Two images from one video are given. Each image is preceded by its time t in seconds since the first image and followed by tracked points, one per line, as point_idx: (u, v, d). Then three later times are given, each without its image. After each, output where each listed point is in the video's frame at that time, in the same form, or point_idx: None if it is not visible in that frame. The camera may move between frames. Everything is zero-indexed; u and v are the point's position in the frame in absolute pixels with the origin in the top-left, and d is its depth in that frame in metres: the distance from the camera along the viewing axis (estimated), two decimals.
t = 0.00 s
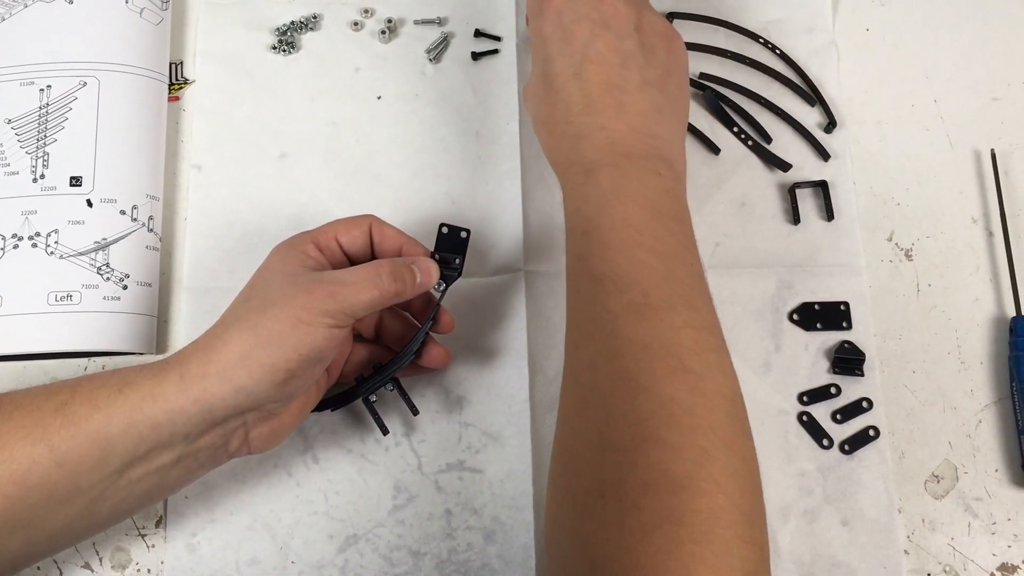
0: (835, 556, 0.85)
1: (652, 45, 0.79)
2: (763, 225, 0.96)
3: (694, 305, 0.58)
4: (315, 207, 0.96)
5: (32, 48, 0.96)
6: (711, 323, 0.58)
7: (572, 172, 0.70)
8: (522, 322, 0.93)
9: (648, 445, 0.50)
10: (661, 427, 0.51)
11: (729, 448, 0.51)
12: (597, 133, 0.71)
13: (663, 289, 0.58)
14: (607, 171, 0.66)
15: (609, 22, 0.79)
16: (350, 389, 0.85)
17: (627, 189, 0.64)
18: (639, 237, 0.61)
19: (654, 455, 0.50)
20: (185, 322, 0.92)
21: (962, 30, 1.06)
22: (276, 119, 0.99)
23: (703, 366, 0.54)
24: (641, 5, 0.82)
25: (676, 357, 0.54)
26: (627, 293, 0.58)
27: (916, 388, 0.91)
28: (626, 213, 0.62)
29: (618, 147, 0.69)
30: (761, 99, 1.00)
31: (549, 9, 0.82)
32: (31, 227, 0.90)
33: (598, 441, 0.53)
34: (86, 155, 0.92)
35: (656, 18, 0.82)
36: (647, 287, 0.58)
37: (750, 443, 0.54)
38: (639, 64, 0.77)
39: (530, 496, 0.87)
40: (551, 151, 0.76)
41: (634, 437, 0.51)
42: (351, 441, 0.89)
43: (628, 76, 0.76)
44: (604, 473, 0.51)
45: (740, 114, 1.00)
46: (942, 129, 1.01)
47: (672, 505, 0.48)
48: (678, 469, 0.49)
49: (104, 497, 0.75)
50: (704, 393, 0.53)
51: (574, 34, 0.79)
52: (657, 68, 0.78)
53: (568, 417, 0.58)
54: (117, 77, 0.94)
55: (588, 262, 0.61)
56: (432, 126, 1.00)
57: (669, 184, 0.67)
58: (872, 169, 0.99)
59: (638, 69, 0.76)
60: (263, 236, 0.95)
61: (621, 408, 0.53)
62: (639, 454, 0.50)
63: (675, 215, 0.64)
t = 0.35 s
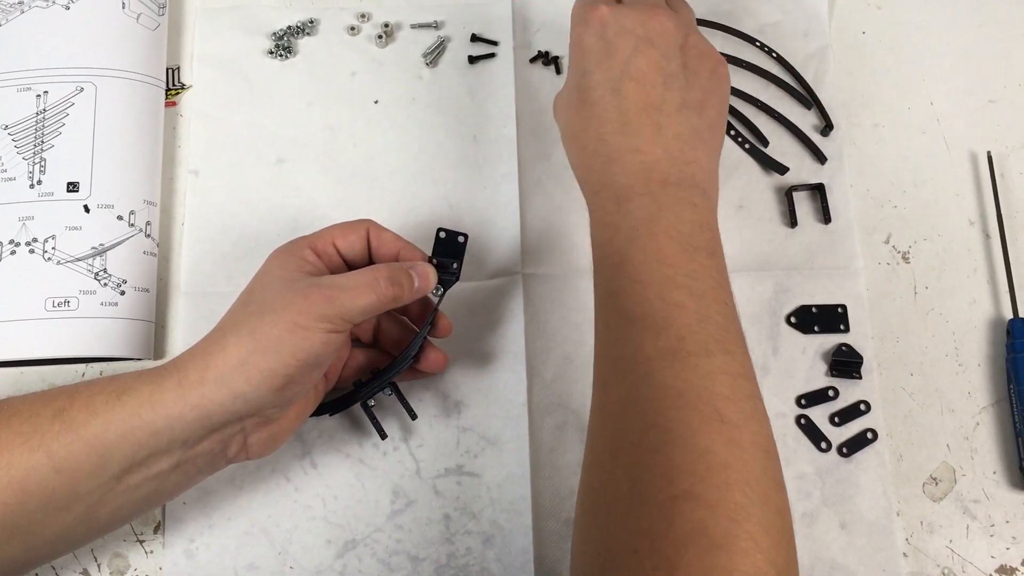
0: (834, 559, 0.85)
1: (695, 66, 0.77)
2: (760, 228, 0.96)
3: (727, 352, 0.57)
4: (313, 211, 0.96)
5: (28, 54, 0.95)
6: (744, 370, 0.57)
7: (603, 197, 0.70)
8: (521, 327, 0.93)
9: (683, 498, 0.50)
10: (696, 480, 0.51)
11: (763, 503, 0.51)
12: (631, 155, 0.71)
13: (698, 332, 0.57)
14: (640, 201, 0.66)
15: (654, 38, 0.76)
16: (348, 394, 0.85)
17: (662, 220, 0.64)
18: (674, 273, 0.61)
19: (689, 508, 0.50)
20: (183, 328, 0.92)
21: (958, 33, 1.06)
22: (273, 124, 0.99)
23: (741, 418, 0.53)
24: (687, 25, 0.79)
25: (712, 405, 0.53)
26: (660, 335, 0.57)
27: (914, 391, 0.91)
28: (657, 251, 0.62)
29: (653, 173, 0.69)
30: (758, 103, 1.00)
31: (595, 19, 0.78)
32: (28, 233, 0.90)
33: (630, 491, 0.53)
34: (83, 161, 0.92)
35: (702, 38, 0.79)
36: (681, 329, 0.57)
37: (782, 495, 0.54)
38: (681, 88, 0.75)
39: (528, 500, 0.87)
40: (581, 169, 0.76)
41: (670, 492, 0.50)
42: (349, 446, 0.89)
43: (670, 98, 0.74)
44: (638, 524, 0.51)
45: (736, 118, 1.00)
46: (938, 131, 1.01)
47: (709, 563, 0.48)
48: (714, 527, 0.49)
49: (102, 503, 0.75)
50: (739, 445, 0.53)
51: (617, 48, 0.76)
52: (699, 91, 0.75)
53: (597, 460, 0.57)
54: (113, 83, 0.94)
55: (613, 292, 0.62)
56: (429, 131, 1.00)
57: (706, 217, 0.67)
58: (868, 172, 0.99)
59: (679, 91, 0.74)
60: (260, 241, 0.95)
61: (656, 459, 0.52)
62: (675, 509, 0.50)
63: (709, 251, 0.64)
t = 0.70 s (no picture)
0: (841, 560, 0.84)
1: (656, 51, 0.77)
2: (765, 228, 0.96)
3: (701, 317, 0.57)
4: (316, 212, 0.96)
5: (30, 55, 0.95)
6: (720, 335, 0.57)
7: (575, 183, 0.70)
8: (525, 327, 0.93)
9: (659, 459, 0.50)
10: (671, 440, 0.51)
11: (739, 460, 0.51)
12: (598, 141, 0.71)
13: (668, 300, 0.58)
14: (609, 180, 0.67)
15: (612, 28, 0.77)
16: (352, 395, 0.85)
17: (631, 197, 0.64)
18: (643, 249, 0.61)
19: (666, 468, 0.50)
20: (186, 330, 0.91)
21: (962, 32, 1.06)
22: (276, 125, 0.99)
23: (715, 380, 0.54)
24: (645, 13, 0.79)
25: (684, 367, 0.54)
26: (632, 305, 0.58)
27: (920, 391, 0.91)
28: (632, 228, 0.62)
29: (621, 156, 0.68)
30: (762, 102, 1.00)
31: (553, 15, 0.79)
32: (31, 235, 0.89)
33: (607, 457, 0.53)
34: (85, 162, 0.91)
35: (661, 24, 0.79)
36: (651, 298, 0.58)
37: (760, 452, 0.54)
38: (642, 73, 0.74)
39: (533, 502, 0.86)
40: (553, 159, 0.76)
41: (646, 454, 0.51)
42: (354, 448, 0.89)
43: (631, 83, 0.74)
44: (617, 486, 0.51)
45: (741, 117, 1.00)
46: (943, 131, 1.01)
47: (686, 520, 0.48)
48: (690, 485, 0.49)
49: (106, 505, 0.74)
50: (714, 404, 0.53)
51: (576, 40, 0.77)
52: (662, 75, 0.75)
53: (577, 431, 0.58)
54: (116, 84, 0.94)
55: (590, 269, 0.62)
56: (432, 131, 0.99)
57: (675, 193, 0.66)
58: (873, 171, 0.99)
59: (642, 76, 0.74)
60: (263, 242, 0.94)
61: (632, 423, 0.52)
62: (651, 469, 0.50)
63: (680, 224, 0.64)
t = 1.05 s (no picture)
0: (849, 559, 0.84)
1: (794, 78, 0.64)
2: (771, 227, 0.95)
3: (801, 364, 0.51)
4: (321, 212, 0.96)
5: (35, 55, 0.95)
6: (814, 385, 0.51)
7: (686, 194, 0.59)
8: (532, 327, 0.92)
9: (760, 531, 0.45)
10: (773, 511, 0.46)
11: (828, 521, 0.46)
12: (725, 155, 0.58)
13: (782, 356, 0.50)
14: (734, 205, 0.56)
15: (767, 30, 0.63)
16: (357, 396, 0.85)
17: (750, 228, 0.55)
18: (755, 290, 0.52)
19: (765, 542, 0.45)
20: (192, 330, 0.91)
21: (968, 30, 1.05)
22: (281, 124, 0.99)
23: (818, 445, 0.48)
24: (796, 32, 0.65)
25: (793, 434, 0.48)
26: (741, 352, 0.50)
27: (928, 390, 0.90)
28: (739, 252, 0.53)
29: (745, 183, 0.57)
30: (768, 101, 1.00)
31: None
32: (37, 235, 0.89)
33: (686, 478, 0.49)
34: (92, 161, 0.91)
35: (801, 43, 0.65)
36: (764, 350, 0.50)
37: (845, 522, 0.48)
38: (778, 94, 0.62)
39: (541, 501, 0.86)
40: (657, 150, 0.64)
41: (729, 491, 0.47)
42: (361, 448, 0.89)
43: (767, 104, 0.61)
44: (705, 552, 0.46)
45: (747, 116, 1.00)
46: (949, 129, 1.00)
47: None
48: (771, 532, 0.45)
49: (113, 506, 0.74)
50: (818, 474, 0.47)
51: (730, 29, 0.62)
52: (794, 107, 0.63)
53: (657, 473, 0.51)
54: (122, 84, 0.94)
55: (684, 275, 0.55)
56: (438, 131, 0.99)
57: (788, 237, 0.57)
58: (880, 170, 0.99)
59: (779, 100, 0.62)
60: (269, 241, 0.94)
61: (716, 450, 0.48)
62: (732, 505, 0.46)
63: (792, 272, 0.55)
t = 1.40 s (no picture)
0: (857, 560, 0.84)
1: (673, 250, 0.76)
2: (778, 228, 0.95)
3: (677, 444, 0.64)
4: (326, 212, 0.95)
5: (41, 55, 0.95)
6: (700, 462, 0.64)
7: (576, 381, 0.71)
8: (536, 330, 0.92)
9: None
10: None
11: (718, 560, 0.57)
12: (603, 343, 0.71)
13: (681, 520, 0.59)
14: (612, 389, 0.68)
15: (641, 217, 0.75)
16: (356, 393, 0.84)
17: (635, 407, 0.66)
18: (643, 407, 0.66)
19: None
20: (197, 331, 0.91)
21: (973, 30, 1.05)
22: (287, 125, 0.99)
23: None
24: (672, 203, 0.78)
25: None
26: (647, 525, 0.59)
27: (936, 390, 0.90)
28: (620, 378, 0.69)
29: (625, 364, 0.70)
30: (774, 103, 1.00)
31: (580, 189, 0.77)
32: (43, 236, 0.89)
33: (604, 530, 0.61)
34: (98, 162, 0.91)
35: (681, 216, 0.78)
36: (667, 519, 0.59)
37: (743, 565, 0.58)
38: (660, 273, 0.74)
39: (548, 503, 0.86)
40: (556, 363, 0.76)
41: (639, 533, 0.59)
42: (367, 449, 0.88)
43: (649, 286, 0.73)
44: None
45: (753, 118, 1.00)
46: (956, 129, 1.00)
47: None
48: None
49: (115, 502, 0.74)
50: None
51: (602, 227, 0.75)
52: (676, 276, 0.75)
53: None
54: (128, 85, 0.94)
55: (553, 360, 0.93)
56: (444, 132, 0.99)
57: (678, 400, 0.69)
58: (887, 170, 0.99)
59: (659, 278, 0.74)
60: (273, 242, 0.94)
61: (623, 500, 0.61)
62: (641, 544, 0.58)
63: (685, 434, 0.66)
